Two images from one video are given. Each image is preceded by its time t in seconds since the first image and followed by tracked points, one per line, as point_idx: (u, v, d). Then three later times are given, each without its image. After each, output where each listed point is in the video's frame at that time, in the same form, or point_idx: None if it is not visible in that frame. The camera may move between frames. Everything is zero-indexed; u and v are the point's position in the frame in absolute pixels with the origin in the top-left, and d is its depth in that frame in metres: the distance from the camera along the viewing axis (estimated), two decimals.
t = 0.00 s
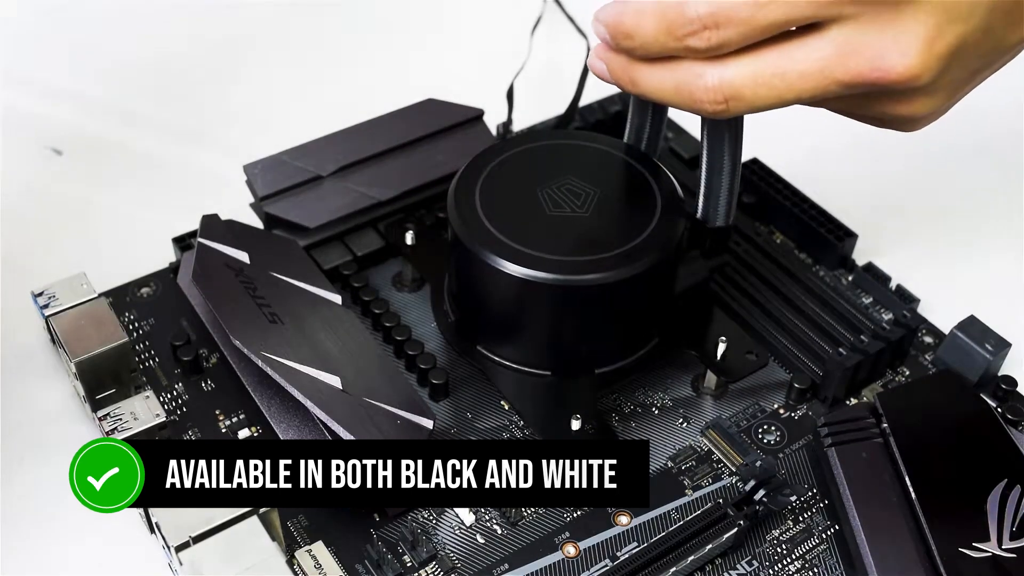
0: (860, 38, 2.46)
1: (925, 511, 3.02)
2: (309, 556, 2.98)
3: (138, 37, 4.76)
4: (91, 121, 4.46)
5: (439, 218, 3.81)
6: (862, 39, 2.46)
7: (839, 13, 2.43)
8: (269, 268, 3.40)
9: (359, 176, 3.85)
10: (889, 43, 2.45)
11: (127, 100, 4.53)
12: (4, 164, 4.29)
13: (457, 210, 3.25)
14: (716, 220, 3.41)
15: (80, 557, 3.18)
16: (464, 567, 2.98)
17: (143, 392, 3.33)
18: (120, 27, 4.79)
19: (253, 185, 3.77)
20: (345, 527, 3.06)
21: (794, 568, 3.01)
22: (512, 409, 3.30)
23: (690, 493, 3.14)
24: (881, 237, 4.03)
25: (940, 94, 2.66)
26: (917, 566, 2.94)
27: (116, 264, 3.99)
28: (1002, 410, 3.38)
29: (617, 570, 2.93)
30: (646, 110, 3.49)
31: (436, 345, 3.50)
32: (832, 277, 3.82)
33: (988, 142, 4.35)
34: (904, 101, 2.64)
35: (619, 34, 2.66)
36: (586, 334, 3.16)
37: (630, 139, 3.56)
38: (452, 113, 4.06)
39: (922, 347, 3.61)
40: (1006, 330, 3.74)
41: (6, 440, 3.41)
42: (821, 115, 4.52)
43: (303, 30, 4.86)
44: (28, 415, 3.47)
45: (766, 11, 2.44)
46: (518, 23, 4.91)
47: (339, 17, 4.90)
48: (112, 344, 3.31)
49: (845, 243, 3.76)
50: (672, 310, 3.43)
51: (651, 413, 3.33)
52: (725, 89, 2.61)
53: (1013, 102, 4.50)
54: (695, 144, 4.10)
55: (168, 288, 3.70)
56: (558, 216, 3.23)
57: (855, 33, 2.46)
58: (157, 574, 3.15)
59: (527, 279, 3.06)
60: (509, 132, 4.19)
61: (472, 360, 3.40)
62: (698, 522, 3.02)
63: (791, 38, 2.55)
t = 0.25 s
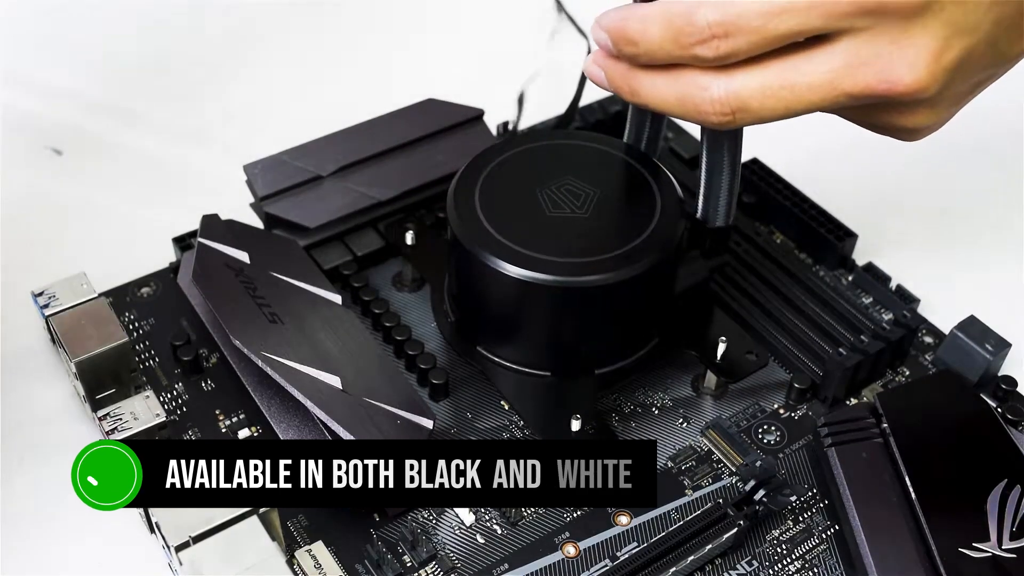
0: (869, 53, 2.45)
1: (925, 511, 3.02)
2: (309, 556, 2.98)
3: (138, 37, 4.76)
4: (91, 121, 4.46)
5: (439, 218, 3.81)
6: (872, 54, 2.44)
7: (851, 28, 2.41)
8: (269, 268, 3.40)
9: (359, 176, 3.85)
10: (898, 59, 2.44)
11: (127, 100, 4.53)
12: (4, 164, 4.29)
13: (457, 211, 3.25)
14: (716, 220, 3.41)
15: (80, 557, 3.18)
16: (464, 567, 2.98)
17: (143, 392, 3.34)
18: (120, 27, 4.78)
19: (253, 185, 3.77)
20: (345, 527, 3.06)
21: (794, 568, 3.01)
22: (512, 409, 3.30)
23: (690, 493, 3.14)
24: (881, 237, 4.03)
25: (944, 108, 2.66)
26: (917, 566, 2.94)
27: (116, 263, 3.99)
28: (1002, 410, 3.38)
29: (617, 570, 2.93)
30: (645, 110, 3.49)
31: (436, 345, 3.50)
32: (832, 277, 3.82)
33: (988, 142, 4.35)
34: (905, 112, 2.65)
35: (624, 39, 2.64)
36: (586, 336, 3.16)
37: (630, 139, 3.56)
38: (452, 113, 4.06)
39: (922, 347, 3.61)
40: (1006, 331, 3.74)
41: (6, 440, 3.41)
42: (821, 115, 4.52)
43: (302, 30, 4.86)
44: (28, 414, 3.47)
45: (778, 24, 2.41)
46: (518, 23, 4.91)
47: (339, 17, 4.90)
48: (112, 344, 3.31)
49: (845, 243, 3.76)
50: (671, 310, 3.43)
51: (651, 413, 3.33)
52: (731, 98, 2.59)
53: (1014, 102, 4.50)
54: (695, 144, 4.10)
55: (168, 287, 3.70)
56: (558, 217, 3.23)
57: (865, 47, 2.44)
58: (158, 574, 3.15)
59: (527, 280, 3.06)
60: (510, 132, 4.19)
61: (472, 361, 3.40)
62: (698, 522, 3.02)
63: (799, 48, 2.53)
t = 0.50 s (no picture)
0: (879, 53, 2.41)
1: (925, 511, 3.02)
2: (309, 556, 2.98)
3: (138, 38, 4.77)
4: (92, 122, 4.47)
5: (439, 219, 3.81)
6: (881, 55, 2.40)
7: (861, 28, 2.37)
8: (269, 268, 3.40)
9: (359, 176, 3.85)
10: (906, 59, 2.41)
11: (127, 100, 4.53)
12: (4, 164, 4.29)
13: (457, 212, 3.25)
14: (715, 222, 3.41)
15: (80, 557, 3.18)
16: (464, 567, 2.98)
17: (143, 392, 3.34)
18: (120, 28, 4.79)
19: (253, 185, 3.78)
20: (344, 527, 3.06)
21: (794, 568, 3.01)
22: (511, 409, 3.30)
23: (690, 493, 3.14)
24: (882, 237, 4.03)
25: (946, 105, 2.65)
26: (917, 566, 2.94)
27: (116, 263, 3.99)
28: (1002, 410, 3.38)
29: (616, 570, 2.93)
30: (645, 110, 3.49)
31: (436, 345, 3.50)
32: (832, 277, 3.82)
33: (989, 141, 4.35)
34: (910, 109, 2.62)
35: (626, 49, 2.56)
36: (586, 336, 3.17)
37: (630, 139, 3.56)
38: (453, 113, 4.06)
39: (922, 347, 3.61)
40: (1006, 331, 3.74)
41: (6, 439, 3.41)
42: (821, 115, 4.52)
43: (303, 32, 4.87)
44: (29, 414, 3.47)
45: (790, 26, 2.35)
46: (518, 23, 4.91)
47: (339, 17, 4.90)
48: (112, 344, 3.31)
49: (845, 243, 3.76)
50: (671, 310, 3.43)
51: (651, 413, 3.33)
52: (739, 104, 2.54)
53: (1014, 103, 4.50)
54: (695, 144, 4.10)
55: (168, 287, 3.70)
56: (558, 217, 3.23)
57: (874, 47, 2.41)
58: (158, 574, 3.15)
59: (526, 281, 3.06)
60: (510, 132, 4.19)
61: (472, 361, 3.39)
62: (698, 522, 3.02)
63: (805, 50, 2.49)
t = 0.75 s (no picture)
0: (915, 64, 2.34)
1: (924, 512, 3.01)
2: (309, 556, 2.98)
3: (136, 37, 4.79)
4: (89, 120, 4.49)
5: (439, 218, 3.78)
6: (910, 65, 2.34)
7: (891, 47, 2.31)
8: (269, 268, 3.41)
9: (359, 176, 3.85)
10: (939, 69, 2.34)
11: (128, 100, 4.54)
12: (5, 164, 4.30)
13: (457, 212, 3.25)
14: (715, 222, 3.42)
15: (80, 557, 3.17)
16: (464, 567, 2.98)
17: (143, 392, 3.34)
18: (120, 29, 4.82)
19: (253, 185, 3.78)
20: (344, 527, 3.06)
21: (794, 568, 3.02)
22: (511, 409, 3.31)
23: (690, 493, 3.14)
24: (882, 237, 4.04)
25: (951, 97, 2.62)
26: (917, 567, 2.93)
27: (117, 263, 3.99)
28: (1002, 410, 3.38)
29: (616, 570, 2.93)
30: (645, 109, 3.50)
31: (436, 345, 3.53)
32: (832, 277, 3.82)
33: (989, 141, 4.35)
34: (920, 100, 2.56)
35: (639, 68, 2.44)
36: (586, 337, 3.17)
37: (630, 139, 3.57)
38: (453, 112, 4.07)
39: (922, 348, 3.61)
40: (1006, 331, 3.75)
41: (6, 440, 3.41)
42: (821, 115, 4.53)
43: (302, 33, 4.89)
44: (29, 414, 3.48)
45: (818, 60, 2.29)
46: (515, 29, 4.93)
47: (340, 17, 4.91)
48: (113, 345, 3.30)
49: (845, 242, 3.76)
50: (671, 310, 3.43)
51: (651, 413, 3.34)
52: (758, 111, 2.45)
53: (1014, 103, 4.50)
54: (695, 143, 4.10)
55: (168, 287, 3.71)
56: (558, 217, 3.23)
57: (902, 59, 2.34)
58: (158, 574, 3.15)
59: (526, 281, 3.06)
60: (510, 132, 4.19)
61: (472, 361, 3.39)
62: (699, 522, 3.03)
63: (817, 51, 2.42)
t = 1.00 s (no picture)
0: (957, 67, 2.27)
1: (924, 512, 3.02)
2: (308, 555, 2.98)
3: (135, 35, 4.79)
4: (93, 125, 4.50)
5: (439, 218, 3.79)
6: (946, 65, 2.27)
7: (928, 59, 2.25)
8: (269, 268, 3.41)
9: (359, 175, 3.85)
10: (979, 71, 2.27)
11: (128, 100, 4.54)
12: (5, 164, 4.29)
13: (457, 212, 3.25)
14: (715, 222, 3.42)
15: (81, 556, 3.18)
16: (464, 567, 2.99)
17: (144, 392, 3.32)
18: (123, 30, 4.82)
19: (253, 185, 3.78)
20: (344, 527, 3.06)
21: (794, 568, 3.02)
22: (511, 408, 3.31)
23: (690, 493, 3.14)
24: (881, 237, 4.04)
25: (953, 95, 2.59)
26: (918, 567, 2.93)
27: (117, 263, 3.99)
28: (1002, 411, 3.39)
29: (616, 570, 2.93)
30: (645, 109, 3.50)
31: (436, 344, 3.53)
32: (832, 277, 3.82)
33: (989, 141, 4.36)
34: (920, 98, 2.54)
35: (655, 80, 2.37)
36: (586, 337, 3.17)
37: (630, 139, 3.57)
38: (453, 112, 4.07)
39: (922, 347, 3.61)
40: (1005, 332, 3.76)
41: (6, 439, 3.41)
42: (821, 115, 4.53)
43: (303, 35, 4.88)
44: (29, 414, 3.48)
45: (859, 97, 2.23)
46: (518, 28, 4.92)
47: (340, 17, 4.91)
48: (114, 345, 3.31)
49: (845, 242, 3.76)
50: (671, 310, 3.43)
51: (651, 413, 3.34)
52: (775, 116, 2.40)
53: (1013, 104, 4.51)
54: (695, 143, 4.11)
55: (168, 286, 3.70)
56: (558, 217, 3.23)
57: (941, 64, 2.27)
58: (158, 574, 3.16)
59: (527, 281, 3.06)
60: (510, 132, 4.20)
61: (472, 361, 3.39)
62: (699, 522, 3.03)
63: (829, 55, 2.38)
